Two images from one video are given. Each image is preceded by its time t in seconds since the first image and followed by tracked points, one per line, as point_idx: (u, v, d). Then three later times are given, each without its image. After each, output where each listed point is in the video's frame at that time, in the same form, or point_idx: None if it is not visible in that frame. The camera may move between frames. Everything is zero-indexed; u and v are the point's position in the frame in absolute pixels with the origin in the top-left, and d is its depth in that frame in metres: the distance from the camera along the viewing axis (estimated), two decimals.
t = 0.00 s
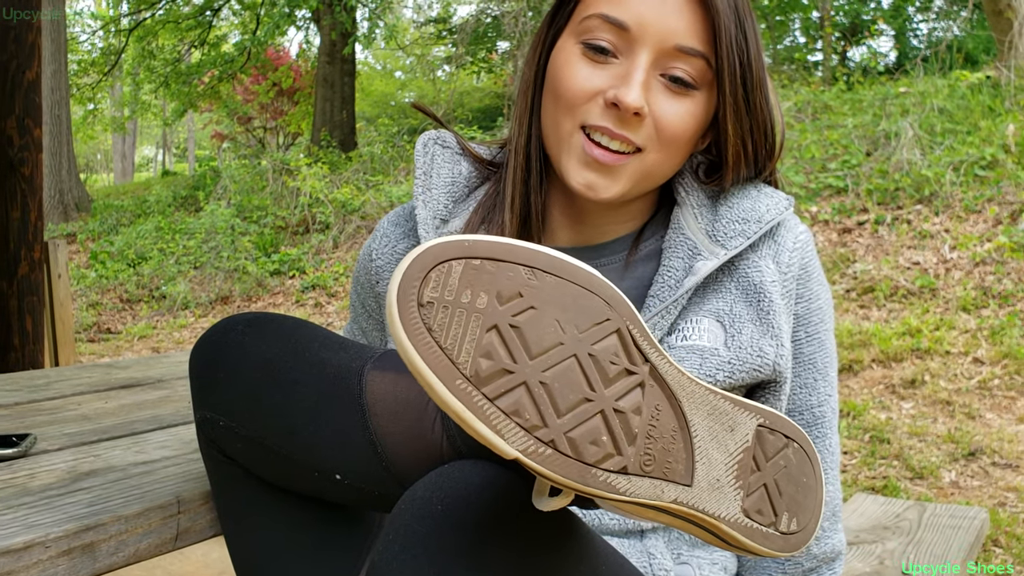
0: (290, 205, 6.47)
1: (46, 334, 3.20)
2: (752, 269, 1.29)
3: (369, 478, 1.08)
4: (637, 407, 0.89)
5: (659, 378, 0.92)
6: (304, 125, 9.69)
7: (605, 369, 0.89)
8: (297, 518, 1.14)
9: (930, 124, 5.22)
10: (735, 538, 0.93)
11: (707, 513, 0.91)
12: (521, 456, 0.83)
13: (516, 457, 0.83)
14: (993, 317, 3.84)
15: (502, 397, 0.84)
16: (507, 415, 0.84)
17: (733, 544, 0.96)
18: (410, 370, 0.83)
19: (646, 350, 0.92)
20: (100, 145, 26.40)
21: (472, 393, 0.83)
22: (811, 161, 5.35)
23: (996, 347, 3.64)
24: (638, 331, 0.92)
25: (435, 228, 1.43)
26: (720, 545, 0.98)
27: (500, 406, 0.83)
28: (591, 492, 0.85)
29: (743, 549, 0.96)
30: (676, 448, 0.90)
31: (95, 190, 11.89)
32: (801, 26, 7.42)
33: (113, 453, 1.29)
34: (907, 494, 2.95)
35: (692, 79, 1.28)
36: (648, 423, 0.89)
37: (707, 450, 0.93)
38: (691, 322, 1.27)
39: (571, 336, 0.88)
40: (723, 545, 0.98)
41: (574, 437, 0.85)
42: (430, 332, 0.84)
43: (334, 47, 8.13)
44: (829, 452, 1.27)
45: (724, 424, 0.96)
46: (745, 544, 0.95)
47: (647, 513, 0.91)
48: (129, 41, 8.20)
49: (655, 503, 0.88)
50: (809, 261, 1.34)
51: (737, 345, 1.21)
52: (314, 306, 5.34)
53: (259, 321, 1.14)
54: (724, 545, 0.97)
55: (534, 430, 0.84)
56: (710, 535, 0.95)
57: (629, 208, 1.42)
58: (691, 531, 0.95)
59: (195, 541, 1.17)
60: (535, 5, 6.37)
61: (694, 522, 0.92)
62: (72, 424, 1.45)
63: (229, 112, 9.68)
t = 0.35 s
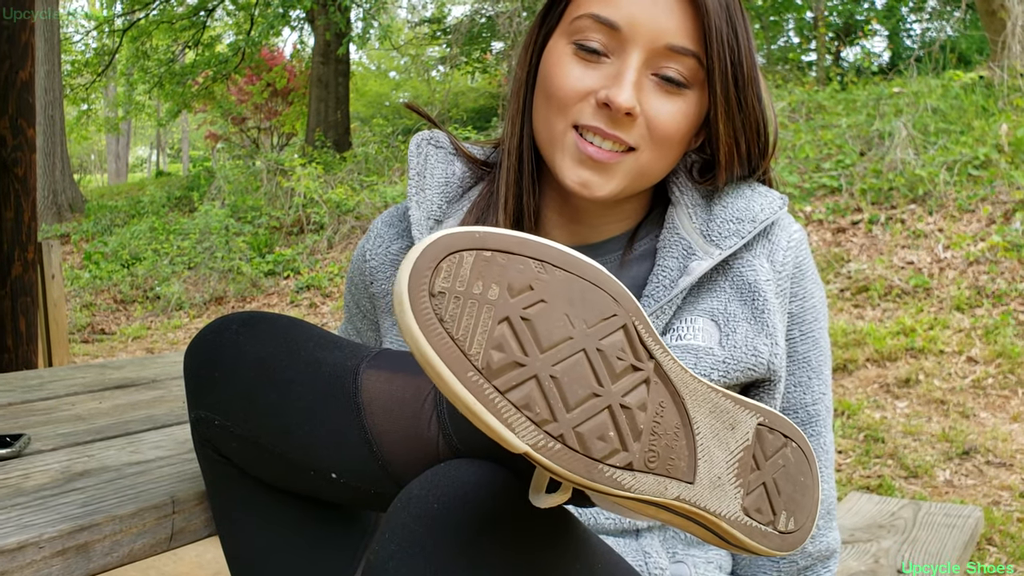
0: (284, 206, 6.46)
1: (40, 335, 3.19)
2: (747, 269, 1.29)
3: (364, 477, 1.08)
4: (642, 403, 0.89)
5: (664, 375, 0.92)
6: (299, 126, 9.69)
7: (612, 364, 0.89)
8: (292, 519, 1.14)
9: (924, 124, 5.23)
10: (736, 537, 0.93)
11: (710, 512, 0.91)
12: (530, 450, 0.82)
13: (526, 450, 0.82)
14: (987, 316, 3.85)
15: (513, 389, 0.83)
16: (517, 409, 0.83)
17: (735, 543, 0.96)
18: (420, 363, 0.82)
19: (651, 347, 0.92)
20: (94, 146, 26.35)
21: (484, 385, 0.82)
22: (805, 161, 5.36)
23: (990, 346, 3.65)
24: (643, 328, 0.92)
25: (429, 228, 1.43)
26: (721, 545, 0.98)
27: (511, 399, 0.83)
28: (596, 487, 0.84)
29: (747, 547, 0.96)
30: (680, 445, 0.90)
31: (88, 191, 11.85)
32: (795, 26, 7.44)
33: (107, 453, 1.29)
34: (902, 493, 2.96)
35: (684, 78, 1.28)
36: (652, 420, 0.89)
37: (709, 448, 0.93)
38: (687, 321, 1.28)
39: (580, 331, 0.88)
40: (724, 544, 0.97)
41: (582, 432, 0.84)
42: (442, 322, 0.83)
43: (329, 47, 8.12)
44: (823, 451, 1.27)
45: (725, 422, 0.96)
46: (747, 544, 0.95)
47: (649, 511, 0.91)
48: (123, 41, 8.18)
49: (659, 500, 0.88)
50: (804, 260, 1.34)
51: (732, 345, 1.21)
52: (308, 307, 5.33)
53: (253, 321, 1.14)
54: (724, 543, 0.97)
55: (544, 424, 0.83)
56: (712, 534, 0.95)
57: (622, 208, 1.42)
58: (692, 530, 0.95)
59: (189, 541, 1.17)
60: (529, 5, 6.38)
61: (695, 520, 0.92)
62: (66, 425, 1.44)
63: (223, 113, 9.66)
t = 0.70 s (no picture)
0: (278, 205, 6.45)
1: (33, 335, 3.17)
2: (744, 268, 1.29)
3: (363, 476, 1.08)
4: (656, 395, 0.89)
5: (675, 368, 0.93)
6: (292, 125, 9.67)
7: (627, 355, 0.89)
8: (290, 518, 1.14)
9: (917, 123, 5.25)
10: (744, 533, 0.93)
11: (718, 507, 0.90)
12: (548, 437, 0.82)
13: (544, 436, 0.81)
14: (981, 315, 3.86)
15: (532, 375, 0.83)
16: (535, 395, 0.82)
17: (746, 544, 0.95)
18: (440, 348, 0.81)
19: (664, 340, 0.92)
20: (87, 145, 26.27)
21: (503, 369, 0.82)
22: (799, 160, 5.37)
23: (984, 345, 3.67)
24: (657, 321, 0.92)
25: (426, 229, 1.41)
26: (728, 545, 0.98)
27: (530, 384, 0.82)
28: (611, 477, 0.84)
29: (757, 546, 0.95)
30: (690, 439, 0.90)
31: (80, 190, 11.80)
32: (789, 25, 7.46)
33: (103, 453, 1.28)
34: (896, 491, 2.97)
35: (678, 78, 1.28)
36: (664, 411, 0.89)
37: (718, 443, 0.93)
38: (683, 321, 1.29)
39: (596, 320, 0.88)
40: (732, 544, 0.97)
41: (598, 420, 0.84)
42: (462, 307, 0.82)
43: (323, 46, 8.09)
44: (819, 449, 1.27)
45: (733, 418, 0.96)
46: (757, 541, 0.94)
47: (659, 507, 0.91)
48: (116, 40, 8.15)
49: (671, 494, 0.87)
50: (800, 260, 1.34)
51: (728, 344, 1.23)
52: (303, 306, 5.31)
53: (249, 320, 1.13)
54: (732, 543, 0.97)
55: (562, 412, 0.83)
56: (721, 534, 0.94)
57: (618, 207, 1.42)
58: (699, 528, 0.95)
59: (186, 541, 1.16)
60: (523, 5, 6.39)
61: (704, 517, 0.91)
62: (61, 424, 1.44)
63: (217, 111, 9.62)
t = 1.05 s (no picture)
0: (276, 206, 6.46)
1: (30, 335, 3.16)
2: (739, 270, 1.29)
3: (361, 478, 1.07)
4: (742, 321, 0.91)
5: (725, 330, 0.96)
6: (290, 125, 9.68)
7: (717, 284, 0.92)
8: (287, 522, 1.13)
9: (915, 125, 5.25)
10: (800, 484, 0.86)
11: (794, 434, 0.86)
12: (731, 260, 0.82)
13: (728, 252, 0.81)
14: (978, 317, 3.87)
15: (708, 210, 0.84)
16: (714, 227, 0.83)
17: (783, 513, 0.88)
18: (646, 152, 0.82)
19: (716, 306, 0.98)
20: (85, 145, 26.27)
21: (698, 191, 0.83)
22: (796, 162, 5.37)
23: (981, 347, 3.66)
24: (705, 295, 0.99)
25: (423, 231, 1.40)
26: (753, 522, 0.90)
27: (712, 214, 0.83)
28: (754, 331, 0.82)
29: (793, 519, 0.88)
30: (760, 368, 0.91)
31: (78, 190, 11.79)
32: (787, 27, 7.50)
33: (98, 454, 1.28)
34: (893, 493, 2.97)
35: (674, 77, 1.28)
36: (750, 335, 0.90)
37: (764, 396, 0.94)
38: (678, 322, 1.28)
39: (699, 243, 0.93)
40: (763, 514, 0.89)
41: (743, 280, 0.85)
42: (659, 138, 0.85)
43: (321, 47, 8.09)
44: (814, 451, 1.27)
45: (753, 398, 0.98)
46: (799, 509, 0.87)
47: (736, 411, 0.84)
48: (114, 40, 8.15)
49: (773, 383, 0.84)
50: (795, 261, 1.34)
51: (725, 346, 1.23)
52: (300, 307, 5.31)
53: (248, 321, 1.13)
54: (763, 514, 0.89)
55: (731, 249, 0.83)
56: (766, 485, 0.86)
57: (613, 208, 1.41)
58: (750, 477, 0.86)
59: (181, 543, 1.16)
60: (521, 6, 6.40)
61: (771, 444, 0.85)
62: (57, 425, 1.43)
63: (215, 112, 9.63)
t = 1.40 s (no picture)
0: (270, 204, 6.45)
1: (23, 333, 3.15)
2: (728, 273, 1.29)
3: (363, 469, 1.07)
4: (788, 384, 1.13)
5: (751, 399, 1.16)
6: (285, 124, 9.67)
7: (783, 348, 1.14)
8: (278, 522, 1.13)
9: (908, 126, 5.27)
10: (816, 529, 1.06)
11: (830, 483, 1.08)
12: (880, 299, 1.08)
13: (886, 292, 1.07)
14: (970, 318, 3.88)
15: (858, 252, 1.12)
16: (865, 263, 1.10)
17: (790, 551, 1.05)
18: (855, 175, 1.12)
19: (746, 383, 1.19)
20: (78, 143, 26.21)
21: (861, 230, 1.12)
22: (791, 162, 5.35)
23: (973, 347, 3.68)
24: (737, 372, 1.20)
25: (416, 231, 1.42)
26: (761, 553, 1.04)
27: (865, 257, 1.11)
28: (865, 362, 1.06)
29: (792, 558, 1.06)
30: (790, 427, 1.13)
31: (71, 188, 11.75)
32: (781, 28, 7.44)
33: (89, 453, 1.28)
34: (885, 493, 2.98)
35: (661, 72, 1.28)
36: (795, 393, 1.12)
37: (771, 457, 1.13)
38: (669, 324, 1.30)
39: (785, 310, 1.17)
40: (774, 546, 1.04)
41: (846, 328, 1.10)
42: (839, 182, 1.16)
43: (316, 45, 8.08)
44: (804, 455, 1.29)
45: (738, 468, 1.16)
46: (803, 552, 1.06)
47: (815, 441, 1.05)
48: (108, 37, 8.12)
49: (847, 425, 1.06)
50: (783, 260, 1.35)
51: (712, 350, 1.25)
52: (293, 305, 5.31)
53: (246, 318, 1.12)
54: (775, 546, 1.04)
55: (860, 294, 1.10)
56: (797, 519, 1.04)
57: (603, 206, 1.42)
58: (788, 507, 1.04)
59: (170, 542, 1.16)
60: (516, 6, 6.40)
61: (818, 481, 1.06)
62: (48, 423, 1.43)
63: (209, 110, 9.60)
